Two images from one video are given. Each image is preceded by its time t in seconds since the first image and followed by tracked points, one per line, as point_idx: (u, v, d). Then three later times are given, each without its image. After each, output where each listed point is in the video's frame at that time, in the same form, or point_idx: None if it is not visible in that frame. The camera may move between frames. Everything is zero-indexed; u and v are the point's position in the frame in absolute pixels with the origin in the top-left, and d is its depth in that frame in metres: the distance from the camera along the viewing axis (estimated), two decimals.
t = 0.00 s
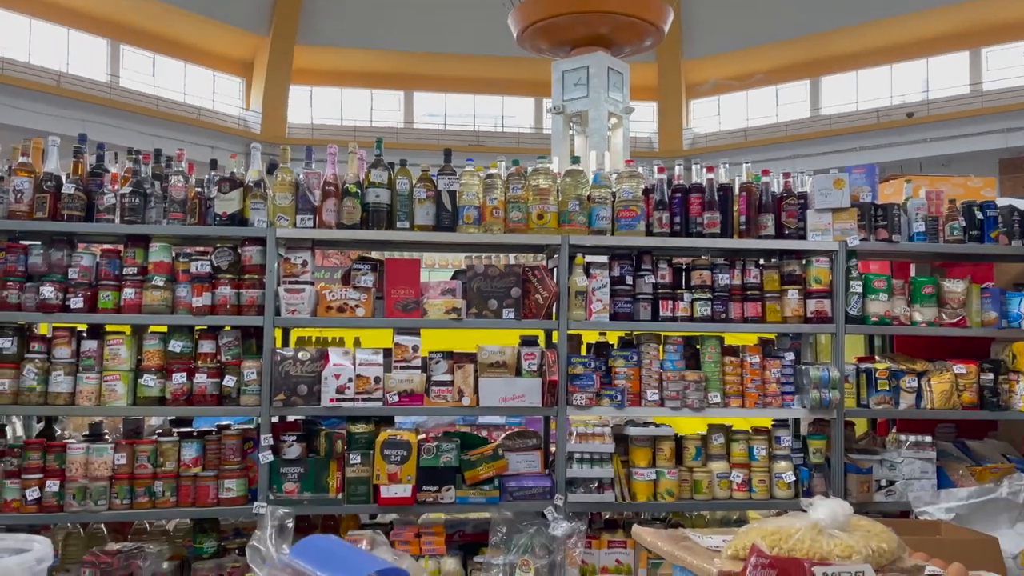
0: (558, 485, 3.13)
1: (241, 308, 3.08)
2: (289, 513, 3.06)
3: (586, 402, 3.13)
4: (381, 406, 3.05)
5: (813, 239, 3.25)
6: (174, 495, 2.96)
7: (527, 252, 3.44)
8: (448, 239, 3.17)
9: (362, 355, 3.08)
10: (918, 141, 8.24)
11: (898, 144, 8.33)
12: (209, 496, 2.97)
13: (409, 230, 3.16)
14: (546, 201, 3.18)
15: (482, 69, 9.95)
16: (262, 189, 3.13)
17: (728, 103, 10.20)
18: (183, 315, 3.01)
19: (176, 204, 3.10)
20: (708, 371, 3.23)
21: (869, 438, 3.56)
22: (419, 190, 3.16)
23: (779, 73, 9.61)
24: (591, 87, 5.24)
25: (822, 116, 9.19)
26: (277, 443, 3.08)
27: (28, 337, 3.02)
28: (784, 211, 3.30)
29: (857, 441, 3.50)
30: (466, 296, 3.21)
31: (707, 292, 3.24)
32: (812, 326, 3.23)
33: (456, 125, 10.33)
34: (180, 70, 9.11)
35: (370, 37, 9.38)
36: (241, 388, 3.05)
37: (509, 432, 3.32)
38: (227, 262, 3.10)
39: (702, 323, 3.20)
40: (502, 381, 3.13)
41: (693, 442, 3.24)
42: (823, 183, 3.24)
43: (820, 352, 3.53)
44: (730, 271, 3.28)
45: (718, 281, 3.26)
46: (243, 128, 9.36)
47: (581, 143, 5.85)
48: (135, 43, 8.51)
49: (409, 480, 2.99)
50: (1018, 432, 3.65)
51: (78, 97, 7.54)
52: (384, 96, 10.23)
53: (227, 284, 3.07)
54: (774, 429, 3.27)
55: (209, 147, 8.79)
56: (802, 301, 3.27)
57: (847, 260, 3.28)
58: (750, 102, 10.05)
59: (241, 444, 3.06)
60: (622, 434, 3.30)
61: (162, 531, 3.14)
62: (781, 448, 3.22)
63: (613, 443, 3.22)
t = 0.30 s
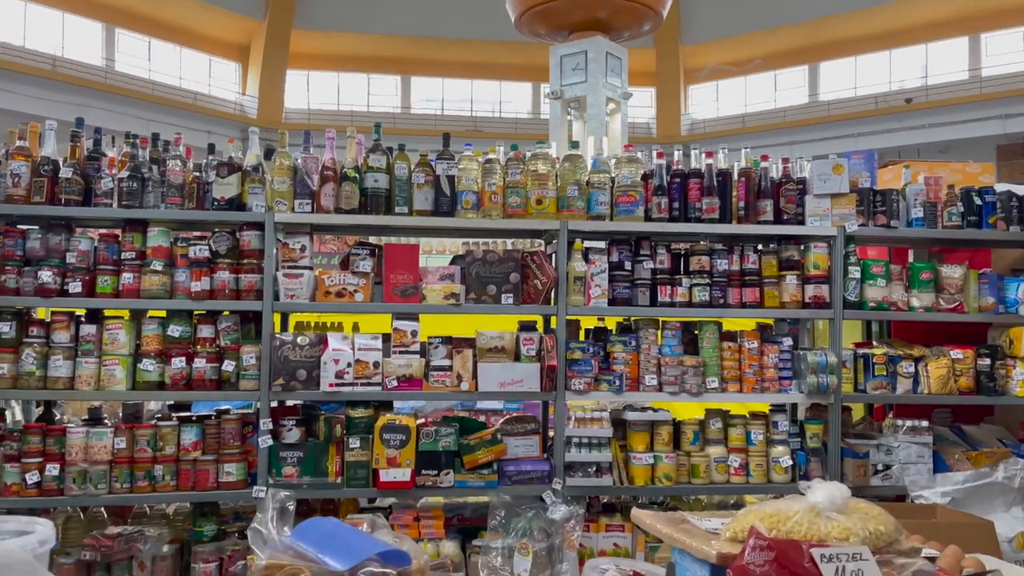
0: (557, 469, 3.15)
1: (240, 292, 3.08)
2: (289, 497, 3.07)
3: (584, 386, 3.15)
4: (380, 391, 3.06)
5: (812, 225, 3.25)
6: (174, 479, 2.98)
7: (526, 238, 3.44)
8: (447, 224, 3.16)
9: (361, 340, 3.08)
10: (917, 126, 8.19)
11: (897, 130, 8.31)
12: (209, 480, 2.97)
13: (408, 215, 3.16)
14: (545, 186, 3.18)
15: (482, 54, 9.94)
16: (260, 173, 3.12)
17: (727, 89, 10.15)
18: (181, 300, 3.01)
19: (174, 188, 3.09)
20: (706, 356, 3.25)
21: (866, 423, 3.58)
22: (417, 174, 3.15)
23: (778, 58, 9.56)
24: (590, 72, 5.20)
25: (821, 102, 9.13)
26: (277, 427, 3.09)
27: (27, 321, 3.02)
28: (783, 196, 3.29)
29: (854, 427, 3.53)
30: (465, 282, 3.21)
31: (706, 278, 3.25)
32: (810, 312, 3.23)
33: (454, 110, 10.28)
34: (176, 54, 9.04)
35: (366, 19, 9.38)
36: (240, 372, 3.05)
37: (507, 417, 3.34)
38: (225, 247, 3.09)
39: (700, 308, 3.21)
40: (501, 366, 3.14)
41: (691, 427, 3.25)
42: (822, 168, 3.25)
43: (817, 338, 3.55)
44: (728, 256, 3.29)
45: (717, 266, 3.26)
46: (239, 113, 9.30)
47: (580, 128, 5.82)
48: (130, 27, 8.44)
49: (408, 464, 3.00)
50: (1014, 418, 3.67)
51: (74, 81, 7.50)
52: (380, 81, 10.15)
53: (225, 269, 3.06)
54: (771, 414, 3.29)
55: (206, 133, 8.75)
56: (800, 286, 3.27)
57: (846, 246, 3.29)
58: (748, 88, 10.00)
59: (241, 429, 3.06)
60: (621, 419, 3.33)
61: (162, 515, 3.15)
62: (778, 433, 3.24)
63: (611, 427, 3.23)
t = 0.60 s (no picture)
0: (548, 452, 3.16)
1: (232, 275, 3.06)
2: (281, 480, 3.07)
3: (576, 369, 3.16)
4: (373, 373, 3.07)
5: (804, 208, 3.26)
6: (166, 462, 2.97)
7: (519, 221, 3.43)
8: (439, 207, 3.15)
9: (354, 322, 3.08)
10: (909, 113, 8.19)
11: (889, 116, 8.29)
12: (202, 462, 2.98)
13: (400, 197, 3.14)
14: (538, 169, 3.17)
15: (476, 38, 9.89)
16: (252, 155, 3.10)
17: (719, 74, 10.13)
18: (173, 282, 3.00)
19: (165, 169, 3.06)
20: (698, 340, 3.25)
21: (856, 407, 3.60)
22: (410, 156, 3.13)
23: (771, 44, 9.49)
24: (583, 56, 5.19)
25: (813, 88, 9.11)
26: (268, 410, 3.05)
27: (17, 304, 3.01)
28: (775, 180, 3.29)
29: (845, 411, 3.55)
30: (457, 265, 3.20)
31: (698, 262, 3.26)
32: (801, 295, 3.25)
33: (446, 94, 10.22)
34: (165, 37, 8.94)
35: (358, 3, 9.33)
36: (232, 355, 3.04)
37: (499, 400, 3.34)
38: (216, 230, 3.06)
39: (692, 291, 3.22)
40: (493, 349, 3.13)
41: (682, 410, 3.28)
42: (815, 152, 3.25)
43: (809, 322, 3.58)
44: (721, 240, 3.29)
45: (709, 250, 3.27)
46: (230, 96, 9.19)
47: (573, 113, 5.80)
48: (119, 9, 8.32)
49: (401, 446, 3.01)
50: (1002, 402, 3.70)
51: (62, 64, 7.41)
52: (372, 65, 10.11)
53: (217, 251, 3.04)
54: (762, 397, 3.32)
55: (196, 116, 8.68)
56: (792, 270, 3.28)
57: (838, 230, 3.29)
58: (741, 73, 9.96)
59: (233, 411, 3.06)
60: (613, 402, 3.33)
61: (154, 497, 3.14)
62: (768, 416, 3.27)
63: (603, 410, 3.24)
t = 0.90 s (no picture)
0: (537, 434, 3.18)
1: (219, 257, 3.04)
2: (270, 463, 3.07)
3: (564, 352, 3.17)
4: (361, 356, 3.06)
5: (793, 192, 3.28)
6: (153, 444, 2.96)
7: (508, 204, 3.42)
8: (428, 189, 3.14)
9: (342, 305, 3.07)
10: (896, 99, 7.99)
11: (875, 102, 8.08)
12: (189, 444, 2.97)
13: (389, 179, 3.13)
14: (527, 152, 3.17)
15: (465, 21, 9.82)
16: (239, 136, 3.07)
17: (708, 60, 9.96)
18: (159, 264, 2.97)
19: (151, 150, 3.02)
20: (686, 323, 3.27)
21: (842, 390, 3.64)
22: (398, 138, 3.12)
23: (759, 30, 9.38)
24: (571, 39, 5.38)
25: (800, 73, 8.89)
26: (257, 391, 3.08)
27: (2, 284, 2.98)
28: (764, 164, 3.30)
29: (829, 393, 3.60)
30: (446, 248, 3.19)
31: (687, 245, 3.27)
32: (788, 279, 3.27)
33: (434, 77, 10.14)
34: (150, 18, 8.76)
35: None
36: (219, 337, 3.02)
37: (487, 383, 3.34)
38: (204, 211, 3.04)
39: (680, 275, 3.23)
40: (482, 332, 3.14)
41: (669, 393, 3.30)
42: (803, 136, 3.27)
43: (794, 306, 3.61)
44: (709, 224, 3.30)
45: (697, 234, 3.28)
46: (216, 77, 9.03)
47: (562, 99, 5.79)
48: None
49: (389, 429, 3.02)
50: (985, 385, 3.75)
51: (43, 43, 7.29)
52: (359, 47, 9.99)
53: (204, 233, 3.02)
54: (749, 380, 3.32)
55: (182, 99, 8.59)
56: (779, 254, 3.30)
57: (825, 215, 3.31)
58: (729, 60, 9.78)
59: (221, 393, 3.05)
60: (601, 385, 3.34)
61: (141, 479, 3.13)
62: (755, 399, 3.28)
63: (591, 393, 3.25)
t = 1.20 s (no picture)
0: (526, 416, 3.19)
1: (206, 238, 3.01)
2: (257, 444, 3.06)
3: (554, 334, 3.18)
4: (350, 338, 3.04)
5: (781, 175, 3.29)
6: (140, 425, 2.94)
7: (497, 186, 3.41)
8: (418, 170, 3.12)
9: (330, 287, 3.04)
10: (881, 84, 7.85)
11: (861, 87, 7.97)
12: (176, 425, 2.95)
13: (378, 160, 3.09)
14: (517, 134, 3.15)
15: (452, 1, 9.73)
16: (226, 115, 3.03)
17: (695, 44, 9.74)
18: (145, 244, 2.94)
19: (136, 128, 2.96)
20: (675, 306, 3.29)
21: (828, 372, 3.68)
22: (387, 118, 3.09)
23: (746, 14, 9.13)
24: (558, 21, 5.32)
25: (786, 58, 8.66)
26: (244, 372, 3.05)
27: None
28: (753, 147, 3.31)
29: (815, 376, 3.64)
30: (436, 230, 3.18)
31: (676, 229, 3.28)
32: (775, 263, 3.30)
33: (419, 58, 10.03)
34: None
35: None
36: (207, 318, 3.01)
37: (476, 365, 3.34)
38: (190, 190, 3.00)
39: (669, 258, 3.24)
40: (471, 314, 3.14)
41: (657, 375, 3.32)
42: (792, 120, 3.27)
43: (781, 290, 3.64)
44: (698, 207, 3.31)
45: (687, 217, 3.29)
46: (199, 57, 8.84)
47: (548, 81, 5.75)
48: None
49: (378, 411, 3.02)
50: (968, 368, 3.80)
51: (23, 21, 7.14)
52: (344, 27, 9.87)
53: (191, 213, 2.98)
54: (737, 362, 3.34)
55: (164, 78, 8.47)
56: (767, 238, 3.32)
57: (813, 198, 3.32)
58: (715, 44, 9.53)
59: (209, 374, 3.03)
60: (589, 367, 3.35)
61: (128, 460, 3.11)
62: (741, 381, 3.31)
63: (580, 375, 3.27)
